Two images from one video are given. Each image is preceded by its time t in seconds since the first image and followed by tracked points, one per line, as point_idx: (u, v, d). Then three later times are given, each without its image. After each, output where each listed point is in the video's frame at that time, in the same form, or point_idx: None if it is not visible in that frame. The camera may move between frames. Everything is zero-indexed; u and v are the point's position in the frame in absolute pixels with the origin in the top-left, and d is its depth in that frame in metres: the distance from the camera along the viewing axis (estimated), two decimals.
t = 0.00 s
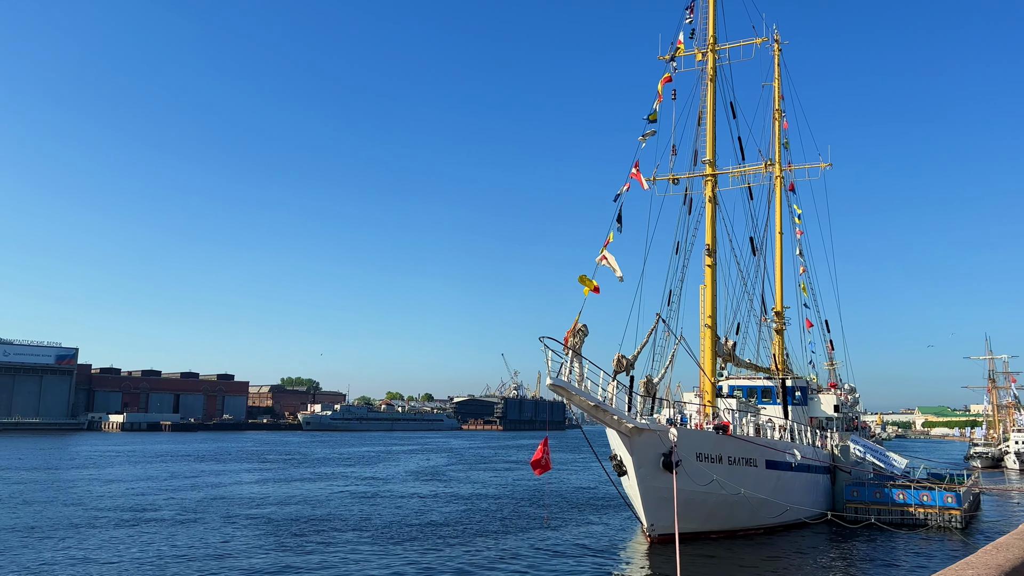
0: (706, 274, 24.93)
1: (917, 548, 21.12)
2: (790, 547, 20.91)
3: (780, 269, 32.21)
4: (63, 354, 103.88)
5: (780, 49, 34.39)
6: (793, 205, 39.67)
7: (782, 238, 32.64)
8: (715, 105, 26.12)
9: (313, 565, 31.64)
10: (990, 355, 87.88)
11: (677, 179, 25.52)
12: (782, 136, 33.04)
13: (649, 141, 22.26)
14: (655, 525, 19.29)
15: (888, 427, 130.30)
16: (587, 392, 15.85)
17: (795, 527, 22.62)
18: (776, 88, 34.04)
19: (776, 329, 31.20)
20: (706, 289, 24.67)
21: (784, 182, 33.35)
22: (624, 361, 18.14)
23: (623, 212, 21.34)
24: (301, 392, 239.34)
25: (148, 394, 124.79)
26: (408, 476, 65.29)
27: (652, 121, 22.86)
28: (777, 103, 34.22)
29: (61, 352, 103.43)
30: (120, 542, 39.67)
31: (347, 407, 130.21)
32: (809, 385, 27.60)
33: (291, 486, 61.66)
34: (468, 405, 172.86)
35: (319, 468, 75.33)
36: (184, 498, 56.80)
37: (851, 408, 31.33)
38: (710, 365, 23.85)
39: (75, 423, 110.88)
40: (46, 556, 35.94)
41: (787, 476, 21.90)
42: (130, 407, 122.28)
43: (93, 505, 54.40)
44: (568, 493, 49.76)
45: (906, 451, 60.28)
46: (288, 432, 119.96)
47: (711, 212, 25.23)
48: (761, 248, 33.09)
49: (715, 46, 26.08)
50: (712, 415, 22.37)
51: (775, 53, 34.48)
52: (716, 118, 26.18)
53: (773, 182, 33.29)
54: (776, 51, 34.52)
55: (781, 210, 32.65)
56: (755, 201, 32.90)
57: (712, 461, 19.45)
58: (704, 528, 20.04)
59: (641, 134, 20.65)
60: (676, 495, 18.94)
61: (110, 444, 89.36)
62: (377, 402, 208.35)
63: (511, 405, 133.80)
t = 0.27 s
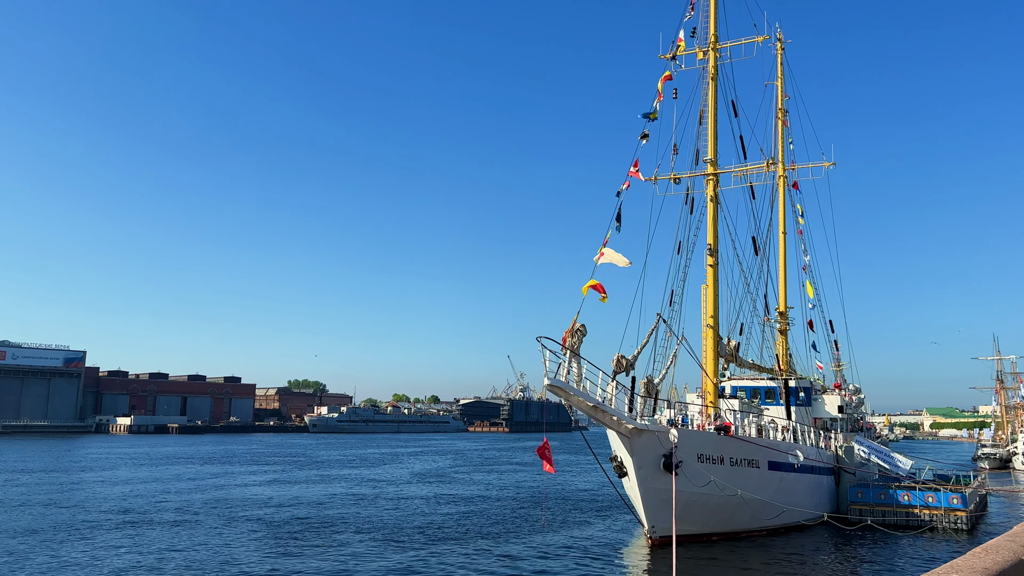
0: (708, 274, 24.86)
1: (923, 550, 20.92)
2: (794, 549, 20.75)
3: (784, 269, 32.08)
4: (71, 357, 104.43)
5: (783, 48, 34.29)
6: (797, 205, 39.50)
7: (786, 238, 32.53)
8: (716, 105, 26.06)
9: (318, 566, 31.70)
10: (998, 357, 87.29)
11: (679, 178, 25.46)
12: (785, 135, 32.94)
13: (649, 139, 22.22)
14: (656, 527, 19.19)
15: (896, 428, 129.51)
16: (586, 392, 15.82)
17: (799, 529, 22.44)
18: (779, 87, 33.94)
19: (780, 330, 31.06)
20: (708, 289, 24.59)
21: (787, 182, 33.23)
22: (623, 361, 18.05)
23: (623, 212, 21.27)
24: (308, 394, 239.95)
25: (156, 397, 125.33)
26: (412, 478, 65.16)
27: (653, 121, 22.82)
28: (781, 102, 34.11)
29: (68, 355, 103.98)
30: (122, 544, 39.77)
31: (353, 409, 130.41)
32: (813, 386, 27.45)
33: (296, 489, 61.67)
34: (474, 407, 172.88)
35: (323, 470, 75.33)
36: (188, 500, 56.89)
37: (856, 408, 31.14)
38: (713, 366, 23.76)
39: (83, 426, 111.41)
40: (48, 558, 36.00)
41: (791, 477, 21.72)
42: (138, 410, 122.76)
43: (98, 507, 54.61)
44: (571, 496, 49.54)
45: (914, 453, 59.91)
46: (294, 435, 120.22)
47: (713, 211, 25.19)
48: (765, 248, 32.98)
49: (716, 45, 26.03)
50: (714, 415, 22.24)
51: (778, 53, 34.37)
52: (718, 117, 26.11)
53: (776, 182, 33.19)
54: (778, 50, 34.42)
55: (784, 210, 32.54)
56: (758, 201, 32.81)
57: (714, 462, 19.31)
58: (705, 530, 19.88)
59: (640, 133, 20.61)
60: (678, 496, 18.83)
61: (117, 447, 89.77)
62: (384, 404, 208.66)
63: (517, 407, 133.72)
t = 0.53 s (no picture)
0: (710, 274, 24.72)
1: (926, 554, 20.69)
2: (796, 552, 20.50)
3: (788, 269, 31.88)
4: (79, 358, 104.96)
5: (787, 47, 34.11)
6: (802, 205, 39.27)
7: (789, 239, 32.32)
8: (718, 104, 25.90)
9: (320, 566, 31.74)
10: (1006, 358, 86.70)
11: (681, 178, 25.33)
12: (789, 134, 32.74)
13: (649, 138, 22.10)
14: (656, 529, 19.04)
15: (903, 430, 128.57)
16: (583, 393, 15.70)
17: (801, 532, 22.21)
18: (783, 86, 33.74)
19: (784, 330, 30.85)
20: (710, 289, 24.44)
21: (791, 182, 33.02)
22: (623, 362, 17.88)
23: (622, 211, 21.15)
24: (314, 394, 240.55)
25: (162, 397, 125.78)
26: (415, 479, 65.09)
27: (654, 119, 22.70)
28: (785, 101, 33.92)
29: (75, 355, 104.47)
30: (122, 544, 39.76)
31: (358, 410, 130.54)
32: (816, 387, 27.23)
33: (299, 489, 61.66)
34: (479, 408, 172.95)
35: (327, 471, 75.36)
36: (192, 501, 56.97)
37: (860, 410, 30.88)
38: (715, 367, 23.61)
39: (90, 426, 111.91)
40: (49, 557, 36.02)
41: (793, 479, 21.51)
42: (144, 410, 123.18)
43: (102, 507, 54.70)
44: (574, 497, 49.34)
45: (920, 454, 59.49)
46: (300, 435, 120.41)
47: (715, 211, 25.06)
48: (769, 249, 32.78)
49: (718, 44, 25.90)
50: (715, 417, 22.08)
51: (782, 52, 34.18)
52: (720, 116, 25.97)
53: (780, 182, 32.98)
54: (782, 49, 34.22)
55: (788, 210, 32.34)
56: (761, 201, 32.62)
57: (714, 465, 19.14)
58: (706, 532, 19.72)
59: (639, 132, 20.48)
60: (678, 498, 18.66)
61: (123, 447, 90.13)
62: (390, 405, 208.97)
63: (523, 408, 133.68)
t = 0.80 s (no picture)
0: (709, 275, 24.63)
1: (927, 556, 20.49)
2: (796, 555, 20.36)
3: (788, 270, 31.77)
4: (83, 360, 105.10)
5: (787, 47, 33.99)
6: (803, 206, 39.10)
7: (790, 239, 32.21)
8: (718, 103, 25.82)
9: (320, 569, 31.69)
10: (1011, 359, 86.16)
11: (680, 177, 25.26)
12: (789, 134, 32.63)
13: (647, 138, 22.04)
14: (654, 532, 18.89)
15: (908, 432, 127.99)
16: (579, 394, 15.62)
17: (802, 534, 22.06)
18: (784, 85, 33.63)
19: (785, 331, 30.73)
20: (710, 290, 24.35)
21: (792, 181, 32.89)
22: (620, 363, 17.76)
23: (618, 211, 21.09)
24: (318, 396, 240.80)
25: (166, 399, 126.01)
26: (418, 481, 64.96)
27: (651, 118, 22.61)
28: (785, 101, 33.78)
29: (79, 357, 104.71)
30: (120, 546, 39.60)
31: (362, 412, 130.48)
32: (818, 388, 27.07)
33: (301, 491, 61.57)
34: (483, 410, 172.80)
35: (330, 473, 75.24)
36: (194, 503, 56.88)
37: (863, 412, 30.69)
38: (715, 368, 23.50)
39: (94, 429, 112.04)
40: (47, 561, 35.89)
41: (793, 481, 21.35)
42: (148, 413, 123.31)
43: (103, 509, 54.64)
44: (575, 500, 49.22)
45: (925, 456, 59.08)
46: (304, 437, 120.44)
47: (715, 211, 25.00)
48: (769, 249, 32.68)
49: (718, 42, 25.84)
50: (714, 419, 21.94)
51: (782, 51, 34.06)
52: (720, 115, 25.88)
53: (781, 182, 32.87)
54: (783, 49, 34.10)
55: (789, 210, 32.22)
56: (762, 201, 32.50)
57: (713, 466, 19.02)
58: (705, 535, 19.57)
59: (637, 131, 20.40)
60: (676, 501, 18.55)
61: (126, 450, 90.21)
62: (393, 407, 208.93)
63: (526, 411, 133.53)
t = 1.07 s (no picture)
0: (709, 275, 24.45)
1: (929, 560, 20.24)
2: (795, 558, 20.13)
3: (789, 270, 31.54)
4: (86, 360, 105.12)
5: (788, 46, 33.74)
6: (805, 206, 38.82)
7: (791, 239, 31.97)
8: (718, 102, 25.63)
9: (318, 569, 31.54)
10: (1016, 360, 85.54)
11: (679, 177, 25.06)
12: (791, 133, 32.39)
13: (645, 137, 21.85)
14: (652, 535, 18.68)
15: (912, 434, 127.41)
16: (574, 395, 15.44)
17: (802, 536, 21.83)
18: (785, 85, 33.38)
19: (786, 332, 30.50)
20: (710, 290, 24.14)
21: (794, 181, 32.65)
22: (616, 363, 17.56)
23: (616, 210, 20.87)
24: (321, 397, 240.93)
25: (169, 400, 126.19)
26: (419, 482, 64.68)
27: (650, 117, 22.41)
28: (786, 100, 33.53)
29: (82, 358, 104.89)
30: (116, 547, 39.35)
31: (364, 412, 130.39)
32: (819, 389, 26.83)
33: (301, 492, 61.34)
34: (486, 410, 172.55)
35: (331, 474, 74.99)
36: (194, 503, 56.71)
37: (865, 412, 30.44)
38: (715, 369, 23.29)
39: (97, 429, 112.07)
40: (43, 562, 35.67)
41: (793, 483, 21.13)
42: (151, 413, 123.31)
43: (102, 510, 54.51)
44: (576, 502, 48.92)
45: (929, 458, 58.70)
46: (306, 438, 120.43)
47: (714, 211, 24.82)
48: (770, 249, 32.45)
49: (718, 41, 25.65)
50: (713, 420, 21.72)
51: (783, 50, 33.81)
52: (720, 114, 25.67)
53: (782, 181, 32.66)
54: (784, 47, 33.85)
55: (790, 209, 31.98)
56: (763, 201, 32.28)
57: (711, 468, 18.81)
58: (704, 537, 19.35)
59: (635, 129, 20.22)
60: (675, 503, 18.34)
61: (129, 450, 90.19)
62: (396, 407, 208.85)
63: (529, 411, 133.27)
